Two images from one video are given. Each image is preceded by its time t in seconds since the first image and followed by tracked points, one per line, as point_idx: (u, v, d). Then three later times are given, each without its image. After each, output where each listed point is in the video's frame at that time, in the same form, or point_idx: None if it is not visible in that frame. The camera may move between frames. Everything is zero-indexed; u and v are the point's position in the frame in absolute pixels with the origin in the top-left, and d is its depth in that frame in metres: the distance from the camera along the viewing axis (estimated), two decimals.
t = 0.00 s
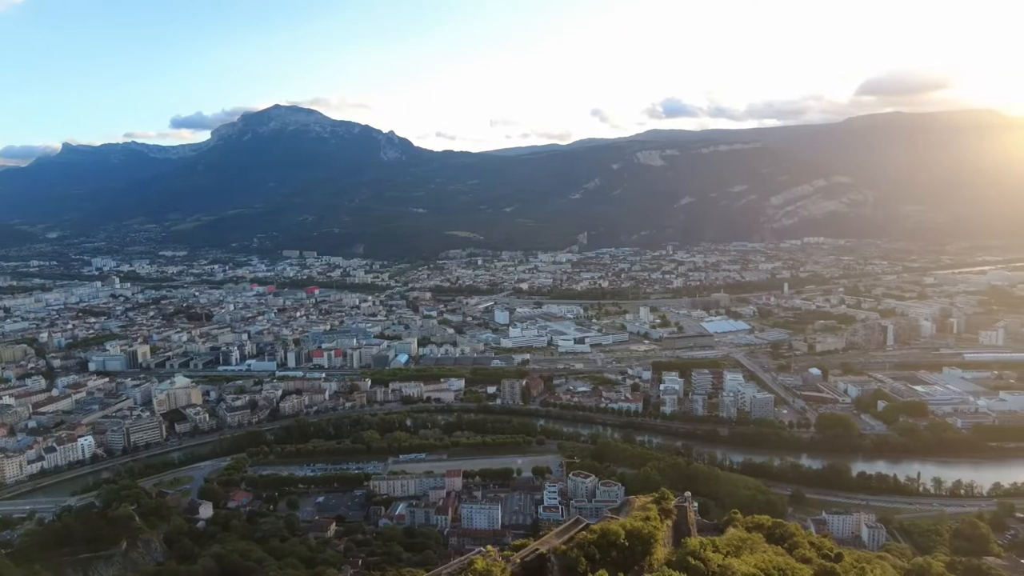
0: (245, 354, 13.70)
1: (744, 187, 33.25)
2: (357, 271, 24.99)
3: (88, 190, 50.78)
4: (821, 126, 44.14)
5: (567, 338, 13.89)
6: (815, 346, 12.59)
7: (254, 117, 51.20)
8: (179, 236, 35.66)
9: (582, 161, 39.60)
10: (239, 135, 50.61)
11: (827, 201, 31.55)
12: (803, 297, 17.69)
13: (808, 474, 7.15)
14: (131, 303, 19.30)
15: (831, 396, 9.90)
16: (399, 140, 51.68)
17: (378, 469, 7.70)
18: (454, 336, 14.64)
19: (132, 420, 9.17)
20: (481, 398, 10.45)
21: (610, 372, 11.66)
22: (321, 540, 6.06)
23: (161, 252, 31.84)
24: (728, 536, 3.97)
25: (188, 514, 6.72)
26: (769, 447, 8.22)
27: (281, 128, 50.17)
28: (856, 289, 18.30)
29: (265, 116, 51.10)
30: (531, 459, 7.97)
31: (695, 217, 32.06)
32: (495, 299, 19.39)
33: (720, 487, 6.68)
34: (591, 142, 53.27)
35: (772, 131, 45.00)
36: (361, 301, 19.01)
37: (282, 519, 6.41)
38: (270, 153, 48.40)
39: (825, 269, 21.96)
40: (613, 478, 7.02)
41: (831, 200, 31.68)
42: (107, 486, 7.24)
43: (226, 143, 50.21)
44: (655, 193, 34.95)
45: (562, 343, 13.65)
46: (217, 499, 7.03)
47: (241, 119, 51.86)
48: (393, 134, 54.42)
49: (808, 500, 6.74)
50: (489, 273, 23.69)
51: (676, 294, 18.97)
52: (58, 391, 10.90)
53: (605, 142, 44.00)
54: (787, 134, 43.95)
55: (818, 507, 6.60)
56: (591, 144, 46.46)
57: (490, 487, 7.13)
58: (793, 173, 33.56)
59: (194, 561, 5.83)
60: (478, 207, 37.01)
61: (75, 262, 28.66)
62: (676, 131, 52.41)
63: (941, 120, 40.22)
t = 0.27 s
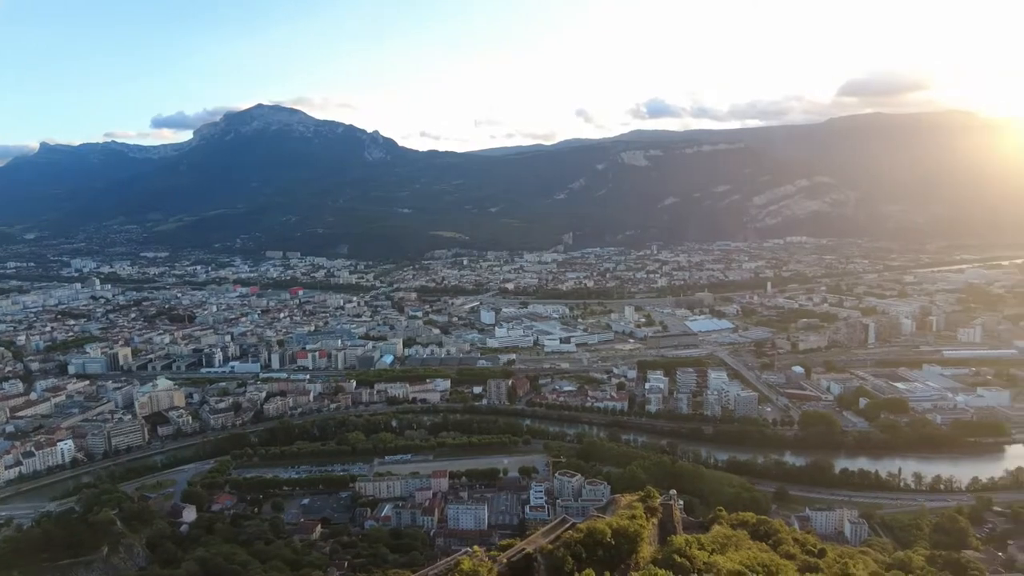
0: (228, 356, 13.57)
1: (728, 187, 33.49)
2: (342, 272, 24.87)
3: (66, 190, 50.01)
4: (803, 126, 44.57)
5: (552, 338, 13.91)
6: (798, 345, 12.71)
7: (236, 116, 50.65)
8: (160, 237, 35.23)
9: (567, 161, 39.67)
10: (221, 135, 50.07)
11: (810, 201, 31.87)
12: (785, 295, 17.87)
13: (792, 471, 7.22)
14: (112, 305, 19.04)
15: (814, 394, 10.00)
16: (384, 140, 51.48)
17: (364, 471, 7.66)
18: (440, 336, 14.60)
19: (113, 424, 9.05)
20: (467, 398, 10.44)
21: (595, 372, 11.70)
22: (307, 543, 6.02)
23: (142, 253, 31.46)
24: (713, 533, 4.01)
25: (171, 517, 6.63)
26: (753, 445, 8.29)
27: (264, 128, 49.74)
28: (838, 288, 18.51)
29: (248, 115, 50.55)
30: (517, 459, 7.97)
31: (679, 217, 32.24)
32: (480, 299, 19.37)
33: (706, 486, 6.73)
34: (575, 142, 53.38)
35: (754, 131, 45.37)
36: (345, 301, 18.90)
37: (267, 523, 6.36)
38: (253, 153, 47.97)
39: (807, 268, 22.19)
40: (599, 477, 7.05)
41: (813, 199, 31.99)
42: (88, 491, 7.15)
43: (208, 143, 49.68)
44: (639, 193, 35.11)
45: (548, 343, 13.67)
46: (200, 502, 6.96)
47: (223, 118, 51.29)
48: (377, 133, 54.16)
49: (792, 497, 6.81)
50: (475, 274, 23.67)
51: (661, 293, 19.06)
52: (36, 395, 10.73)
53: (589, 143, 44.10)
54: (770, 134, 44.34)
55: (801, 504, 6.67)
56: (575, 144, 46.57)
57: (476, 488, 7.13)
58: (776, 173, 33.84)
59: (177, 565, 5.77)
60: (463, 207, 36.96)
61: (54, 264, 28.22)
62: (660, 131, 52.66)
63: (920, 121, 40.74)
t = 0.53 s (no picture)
0: (211, 358, 13.43)
1: (710, 187, 33.75)
2: (325, 272, 24.73)
3: (43, 190, 49.22)
4: (785, 126, 45.02)
5: (537, 338, 13.93)
6: (780, 343, 12.85)
7: (218, 115, 49.55)
8: (141, 237, 34.79)
9: (552, 162, 39.74)
10: (203, 135, 49.26)
11: (791, 201, 32.21)
12: (767, 294, 18.06)
13: (775, 469, 7.29)
14: (91, 307, 18.79)
15: (796, 392, 10.10)
16: (367, 140, 51.25)
17: (348, 473, 7.62)
18: (425, 337, 14.57)
19: (93, 427, 8.92)
20: (452, 399, 10.43)
21: (580, 371, 11.74)
22: (291, 546, 5.99)
23: (122, 254, 31.05)
24: (698, 531, 4.03)
25: (153, 521, 6.55)
26: (737, 442, 8.36)
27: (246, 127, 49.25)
28: (819, 287, 18.74)
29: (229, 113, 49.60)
30: (502, 459, 7.98)
31: (662, 217, 32.45)
32: (465, 300, 19.35)
33: (690, 484, 6.78)
34: (560, 142, 53.49)
35: (736, 131, 45.76)
36: (329, 302, 18.79)
37: (251, 525, 6.31)
38: (235, 153, 47.52)
39: (789, 267, 22.43)
40: (584, 477, 7.07)
41: (794, 199, 32.33)
42: (67, 496, 7.05)
43: (189, 143, 49.11)
44: (624, 193, 35.26)
45: (532, 343, 13.70)
46: (182, 505, 6.88)
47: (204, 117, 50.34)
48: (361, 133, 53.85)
49: (774, 494, 6.88)
50: (459, 274, 23.65)
51: (644, 293, 19.16)
52: (13, 399, 10.55)
53: (573, 143, 44.23)
54: (752, 134, 44.73)
55: (784, 501, 6.74)
56: (559, 144, 46.70)
57: (462, 488, 7.12)
58: (759, 173, 34.14)
59: (159, 570, 5.70)
60: (448, 208, 36.91)
61: (31, 265, 27.76)
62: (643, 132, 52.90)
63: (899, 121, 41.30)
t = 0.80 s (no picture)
0: (191, 360, 13.28)
1: (692, 187, 34.03)
2: (307, 273, 24.54)
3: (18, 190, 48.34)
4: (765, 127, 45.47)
5: (521, 338, 13.94)
6: (761, 342, 12.98)
7: (196, 114, 48.94)
8: (118, 238, 34.30)
9: (534, 162, 39.79)
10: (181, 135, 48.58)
11: (771, 201, 32.57)
12: (748, 293, 18.24)
13: (756, 466, 7.36)
14: (67, 309, 18.47)
15: (777, 390, 10.21)
16: (349, 140, 50.96)
17: (331, 475, 7.57)
18: (408, 337, 14.53)
19: (69, 431, 8.78)
20: (436, 400, 10.40)
21: (564, 371, 11.77)
22: (274, 549, 5.94)
23: (99, 255, 30.58)
24: (681, 529, 4.06)
25: (131, 526, 6.45)
26: (719, 440, 8.44)
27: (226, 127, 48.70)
28: (799, 286, 18.97)
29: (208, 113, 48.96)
30: (486, 459, 7.98)
31: (645, 217, 32.64)
32: (449, 300, 19.32)
33: (672, 482, 6.83)
34: (543, 143, 53.58)
35: (717, 132, 46.16)
36: (310, 303, 18.65)
37: (233, 529, 6.25)
38: (215, 152, 46.98)
39: (769, 266, 22.69)
40: (568, 476, 7.09)
41: (774, 200, 32.69)
42: (43, 502, 6.92)
43: (168, 142, 48.47)
44: (606, 193, 35.41)
45: (516, 343, 13.71)
46: (162, 509, 6.80)
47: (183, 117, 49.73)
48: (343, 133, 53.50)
49: (756, 491, 6.96)
50: (443, 274, 23.60)
51: (627, 293, 19.26)
52: None
53: (556, 143, 44.33)
54: (733, 134, 45.12)
55: (765, 498, 6.82)
56: (542, 145, 46.79)
57: (446, 489, 7.11)
58: (739, 173, 34.44)
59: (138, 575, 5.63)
60: (431, 208, 36.83)
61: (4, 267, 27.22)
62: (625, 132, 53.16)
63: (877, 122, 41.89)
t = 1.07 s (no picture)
0: (166, 363, 13.08)
1: (669, 187, 34.31)
2: (285, 274, 24.29)
3: None
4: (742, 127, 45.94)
5: (501, 338, 13.94)
6: (739, 340, 13.13)
7: (170, 113, 48.23)
8: (91, 239, 33.67)
9: (514, 163, 39.81)
10: (155, 134, 47.82)
11: (748, 202, 32.96)
12: (726, 293, 18.45)
13: (735, 464, 7.45)
14: (37, 312, 18.08)
15: (754, 387, 10.34)
16: (327, 140, 50.55)
17: (311, 478, 7.51)
18: (388, 339, 14.45)
19: (40, 437, 8.60)
20: (416, 401, 10.36)
21: (545, 370, 11.79)
22: (252, 553, 5.88)
23: (70, 256, 29.97)
24: (660, 527, 4.09)
25: (105, 533, 6.33)
26: (697, 438, 8.52)
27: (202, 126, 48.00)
28: (776, 285, 19.21)
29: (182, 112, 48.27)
30: (467, 460, 7.98)
31: (624, 217, 32.83)
32: (429, 301, 19.26)
33: (652, 480, 6.88)
34: (522, 143, 53.63)
35: (695, 132, 46.51)
36: (288, 305, 18.46)
37: (211, 533, 6.17)
38: (190, 152, 46.28)
39: (746, 266, 22.95)
40: (549, 475, 7.11)
41: (751, 200, 33.09)
42: (12, 509, 6.77)
43: (141, 141, 47.66)
44: (586, 193, 35.55)
45: (496, 343, 13.71)
46: (138, 515, 6.68)
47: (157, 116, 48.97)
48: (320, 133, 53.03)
49: (735, 488, 7.04)
50: (423, 275, 23.52)
51: (607, 292, 19.35)
52: None
53: (535, 144, 44.38)
54: (711, 134, 45.52)
55: (744, 494, 6.90)
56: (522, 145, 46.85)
57: (426, 490, 7.08)
58: (717, 173, 34.76)
59: None
60: (410, 208, 36.68)
61: None
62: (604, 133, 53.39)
63: (851, 123, 42.55)
